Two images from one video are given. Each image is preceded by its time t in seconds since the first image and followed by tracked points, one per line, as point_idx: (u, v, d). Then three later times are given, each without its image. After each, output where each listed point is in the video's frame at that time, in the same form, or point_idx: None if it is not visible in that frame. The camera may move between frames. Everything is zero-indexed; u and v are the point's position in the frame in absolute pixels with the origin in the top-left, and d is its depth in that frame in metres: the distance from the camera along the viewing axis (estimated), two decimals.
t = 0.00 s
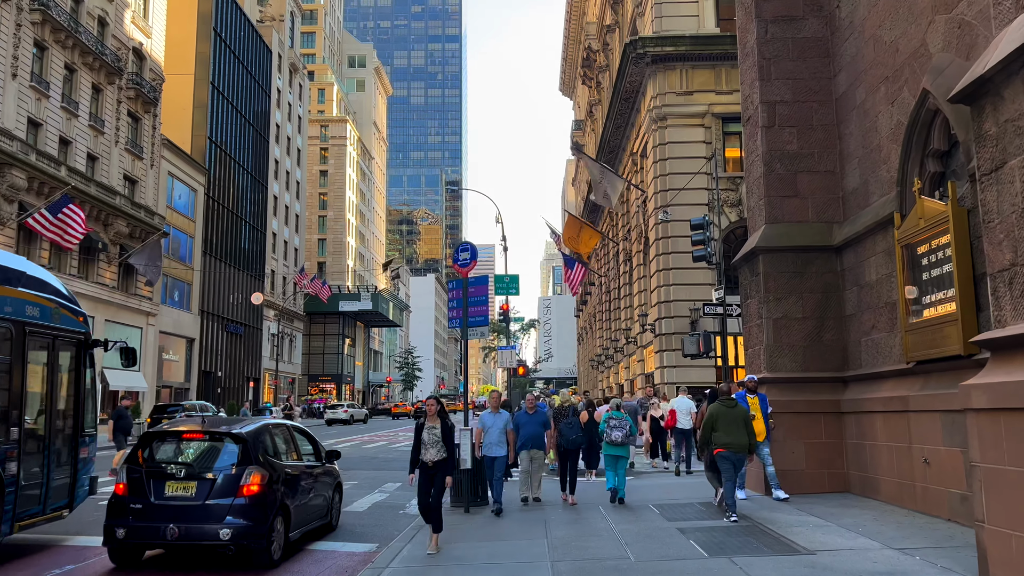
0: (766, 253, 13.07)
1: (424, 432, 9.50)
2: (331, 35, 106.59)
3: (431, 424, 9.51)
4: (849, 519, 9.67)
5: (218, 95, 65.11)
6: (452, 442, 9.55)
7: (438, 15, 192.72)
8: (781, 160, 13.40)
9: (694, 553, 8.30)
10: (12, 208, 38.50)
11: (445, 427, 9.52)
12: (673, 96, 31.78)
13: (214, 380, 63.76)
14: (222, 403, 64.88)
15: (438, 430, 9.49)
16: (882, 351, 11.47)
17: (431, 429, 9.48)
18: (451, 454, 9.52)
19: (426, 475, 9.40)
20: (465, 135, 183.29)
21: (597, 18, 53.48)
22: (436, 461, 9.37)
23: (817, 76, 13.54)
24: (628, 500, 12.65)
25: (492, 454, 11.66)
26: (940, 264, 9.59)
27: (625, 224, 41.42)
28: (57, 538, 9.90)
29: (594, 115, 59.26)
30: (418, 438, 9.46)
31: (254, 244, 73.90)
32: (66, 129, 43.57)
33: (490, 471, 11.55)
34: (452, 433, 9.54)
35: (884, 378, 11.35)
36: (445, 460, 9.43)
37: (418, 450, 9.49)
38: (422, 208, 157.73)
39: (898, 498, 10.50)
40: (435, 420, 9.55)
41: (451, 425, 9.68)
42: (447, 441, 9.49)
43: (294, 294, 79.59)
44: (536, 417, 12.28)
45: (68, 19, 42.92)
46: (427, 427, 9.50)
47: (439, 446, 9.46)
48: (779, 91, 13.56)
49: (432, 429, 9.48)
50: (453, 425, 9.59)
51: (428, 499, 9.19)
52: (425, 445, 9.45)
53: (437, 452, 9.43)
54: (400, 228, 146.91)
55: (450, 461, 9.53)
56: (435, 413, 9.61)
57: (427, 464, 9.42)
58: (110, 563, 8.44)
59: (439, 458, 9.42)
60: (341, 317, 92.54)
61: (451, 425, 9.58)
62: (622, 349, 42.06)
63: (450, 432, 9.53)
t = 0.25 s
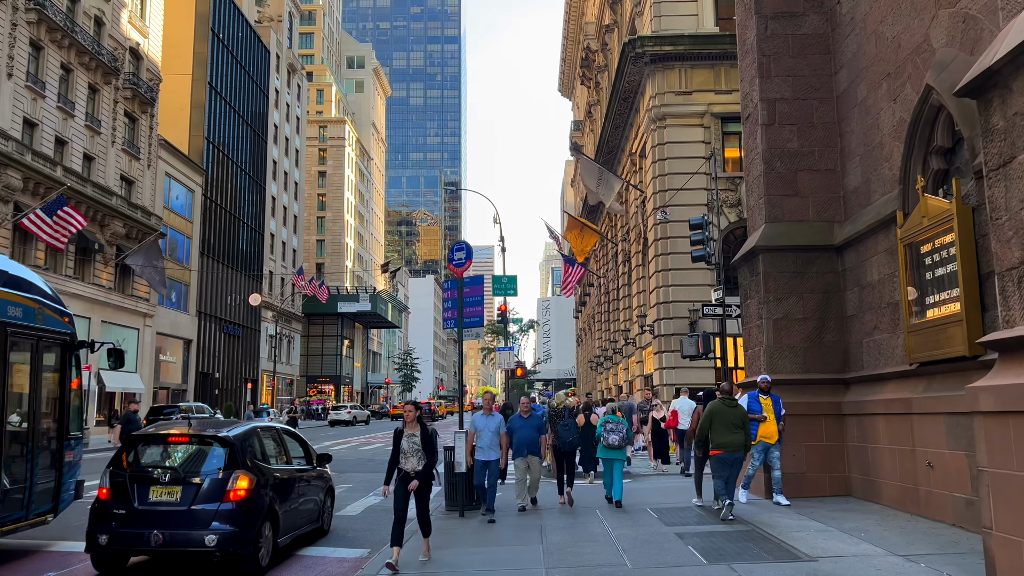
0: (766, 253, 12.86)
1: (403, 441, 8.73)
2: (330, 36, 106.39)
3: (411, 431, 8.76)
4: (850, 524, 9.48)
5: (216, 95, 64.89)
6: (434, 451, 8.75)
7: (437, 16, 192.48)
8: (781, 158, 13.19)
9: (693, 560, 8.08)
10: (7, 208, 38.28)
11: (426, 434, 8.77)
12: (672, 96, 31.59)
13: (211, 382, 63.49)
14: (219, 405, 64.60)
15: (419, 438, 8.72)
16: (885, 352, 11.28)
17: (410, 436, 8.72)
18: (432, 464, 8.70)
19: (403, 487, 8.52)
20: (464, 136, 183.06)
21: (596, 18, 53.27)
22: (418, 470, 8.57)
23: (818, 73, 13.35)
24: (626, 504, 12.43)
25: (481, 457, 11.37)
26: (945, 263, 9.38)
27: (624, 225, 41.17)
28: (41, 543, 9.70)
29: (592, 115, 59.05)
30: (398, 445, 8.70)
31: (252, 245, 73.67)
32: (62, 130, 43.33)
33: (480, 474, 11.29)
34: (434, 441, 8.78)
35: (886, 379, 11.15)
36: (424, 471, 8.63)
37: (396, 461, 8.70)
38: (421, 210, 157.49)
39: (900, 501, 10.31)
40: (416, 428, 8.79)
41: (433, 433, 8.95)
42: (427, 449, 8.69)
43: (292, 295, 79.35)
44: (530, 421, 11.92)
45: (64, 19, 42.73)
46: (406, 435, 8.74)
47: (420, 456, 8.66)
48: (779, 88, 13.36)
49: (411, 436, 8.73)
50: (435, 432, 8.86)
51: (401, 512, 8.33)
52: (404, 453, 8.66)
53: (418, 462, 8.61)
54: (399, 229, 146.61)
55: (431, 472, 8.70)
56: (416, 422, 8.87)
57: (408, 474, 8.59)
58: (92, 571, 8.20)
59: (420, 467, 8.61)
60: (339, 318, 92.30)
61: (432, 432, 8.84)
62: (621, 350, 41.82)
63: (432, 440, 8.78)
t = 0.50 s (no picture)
0: (767, 250, 12.64)
1: (380, 439, 8.03)
2: (331, 37, 106.25)
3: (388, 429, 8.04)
4: (854, 527, 9.26)
5: (216, 95, 64.73)
6: (413, 451, 8.03)
7: (438, 17, 192.33)
8: (782, 154, 12.97)
9: (692, 564, 7.86)
10: (5, 208, 38.12)
11: (405, 432, 8.04)
12: (672, 94, 31.37)
13: (211, 382, 63.32)
14: (219, 405, 64.43)
15: (398, 436, 8.00)
16: (888, 351, 11.05)
17: (388, 435, 8.01)
18: (412, 465, 7.97)
19: (381, 490, 7.83)
20: (465, 137, 182.90)
21: (596, 17, 53.07)
22: (395, 471, 7.85)
23: (820, 68, 13.13)
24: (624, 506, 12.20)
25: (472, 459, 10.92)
26: (950, 258, 9.16)
27: (624, 224, 40.95)
28: (27, 546, 9.50)
29: (593, 115, 58.82)
30: (374, 445, 8.01)
31: (252, 246, 73.53)
32: (60, 129, 43.16)
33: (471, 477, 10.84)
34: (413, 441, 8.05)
35: (889, 379, 10.94)
36: (403, 473, 7.89)
37: (372, 461, 7.99)
38: (422, 210, 157.35)
39: (904, 503, 10.09)
40: (393, 427, 8.06)
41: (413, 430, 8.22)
42: (407, 449, 7.97)
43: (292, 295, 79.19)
44: (527, 420, 11.63)
45: (63, 18, 42.55)
46: (383, 433, 8.03)
47: (399, 456, 7.94)
48: (781, 83, 13.13)
49: (388, 434, 8.01)
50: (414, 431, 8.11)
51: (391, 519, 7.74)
52: (381, 454, 7.96)
53: (396, 464, 7.89)
54: (400, 230, 146.46)
55: (411, 473, 7.97)
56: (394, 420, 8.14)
57: (385, 476, 7.88)
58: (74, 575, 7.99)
59: (398, 468, 7.88)
60: (340, 318, 92.15)
61: (411, 431, 8.11)
62: (621, 350, 41.62)
63: (411, 439, 8.05)
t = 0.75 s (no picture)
0: (772, 250, 12.41)
1: (358, 452, 7.47)
2: (333, 37, 106.12)
3: (367, 440, 7.49)
4: (861, 533, 9.01)
5: (218, 96, 64.61)
6: (396, 464, 7.46)
7: (441, 18, 192.25)
8: (787, 151, 12.73)
9: (695, 572, 7.62)
10: (6, 208, 38.00)
11: (386, 444, 7.50)
12: (675, 93, 31.11)
13: (214, 383, 63.23)
14: (221, 406, 64.28)
15: (378, 450, 7.45)
16: (896, 352, 10.82)
17: (366, 447, 7.45)
18: (393, 480, 7.42)
19: (359, 506, 7.30)
20: (468, 137, 182.72)
21: (599, 16, 52.85)
22: (372, 487, 7.29)
23: (826, 63, 12.90)
24: (626, 510, 11.97)
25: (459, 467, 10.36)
26: (961, 257, 8.92)
27: (627, 224, 40.69)
28: (14, 551, 9.29)
29: (596, 115, 58.58)
30: (352, 458, 7.44)
31: (255, 247, 73.43)
32: (61, 129, 43.03)
33: (458, 486, 10.28)
34: (395, 454, 7.48)
35: (897, 380, 10.69)
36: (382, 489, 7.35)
37: (350, 476, 7.45)
38: (425, 211, 157.24)
39: (913, 508, 9.85)
40: (373, 437, 7.51)
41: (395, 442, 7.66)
42: (387, 462, 7.42)
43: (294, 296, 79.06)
44: (528, 425, 11.23)
45: (63, 18, 42.43)
46: (362, 445, 7.48)
47: (379, 471, 7.39)
48: (786, 79, 12.90)
49: (367, 446, 7.45)
50: (395, 444, 7.55)
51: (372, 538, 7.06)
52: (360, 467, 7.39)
53: (375, 479, 7.34)
54: (403, 231, 146.37)
55: (394, 489, 7.42)
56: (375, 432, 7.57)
57: (362, 493, 7.31)
58: None
59: (377, 483, 7.32)
60: (342, 319, 92.01)
61: (392, 443, 7.57)
62: (624, 351, 41.41)
63: (392, 452, 7.49)
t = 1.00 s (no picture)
0: (781, 244, 12.16)
1: (340, 445, 7.09)
2: (338, 36, 106.02)
3: (347, 432, 7.08)
4: (874, 534, 8.78)
5: (222, 94, 64.51)
6: (379, 458, 7.06)
7: (445, 17, 192.00)
8: (796, 144, 12.49)
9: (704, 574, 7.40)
10: (9, 207, 37.90)
11: (367, 437, 7.04)
12: (681, 89, 30.84)
13: (218, 382, 63.14)
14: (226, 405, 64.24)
15: (359, 443, 7.03)
16: (908, 348, 10.57)
17: (347, 440, 7.05)
18: (376, 475, 7.03)
19: (340, 503, 7.00)
20: (473, 137, 182.45)
21: (604, 13, 52.54)
22: (355, 484, 6.96)
23: (835, 54, 12.65)
24: (631, 510, 11.76)
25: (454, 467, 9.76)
26: (976, 250, 8.68)
27: (632, 222, 40.41)
28: (6, 552, 9.09)
29: (601, 113, 58.27)
30: (332, 453, 7.08)
31: (259, 246, 73.36)
32: (65, 128, 42.94)
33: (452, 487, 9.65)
34: (377, 447, 7.05)
35: (910, 377, 10.45)
36: (364, 486, 6.97)
37: (332, 470, 7.08)
38: (430, 211, 157.02)
39: (928, 508, 9.61)
40: (354, 430, 7.09)
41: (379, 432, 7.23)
42: (369, 456, 7.02)
43: (299, 295, 78.97)
44: (532, 421, 10.84)
45: (67, 17, 42.35)
46: (342, 438, 7.09)
47: (361, 466, 7.02)
48: (795, 71, 12.65)
49: (347, 439, 7.05)
50: (377, 436, 7.11)
51: (337, 538, 6.96)
52: (340, 463, 7.03)
53: (357, 476, 6.99)
54: (408, 230, 146.21)
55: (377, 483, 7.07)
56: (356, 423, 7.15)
57: (345, 488, 7.00)
58: None
59: (359, 478, 6.98)
60: (347, 318, 91.92)
61: (375, 435, 7.11)
62: (630, 350, 41.14)
63: (376, 445, 7.06)
